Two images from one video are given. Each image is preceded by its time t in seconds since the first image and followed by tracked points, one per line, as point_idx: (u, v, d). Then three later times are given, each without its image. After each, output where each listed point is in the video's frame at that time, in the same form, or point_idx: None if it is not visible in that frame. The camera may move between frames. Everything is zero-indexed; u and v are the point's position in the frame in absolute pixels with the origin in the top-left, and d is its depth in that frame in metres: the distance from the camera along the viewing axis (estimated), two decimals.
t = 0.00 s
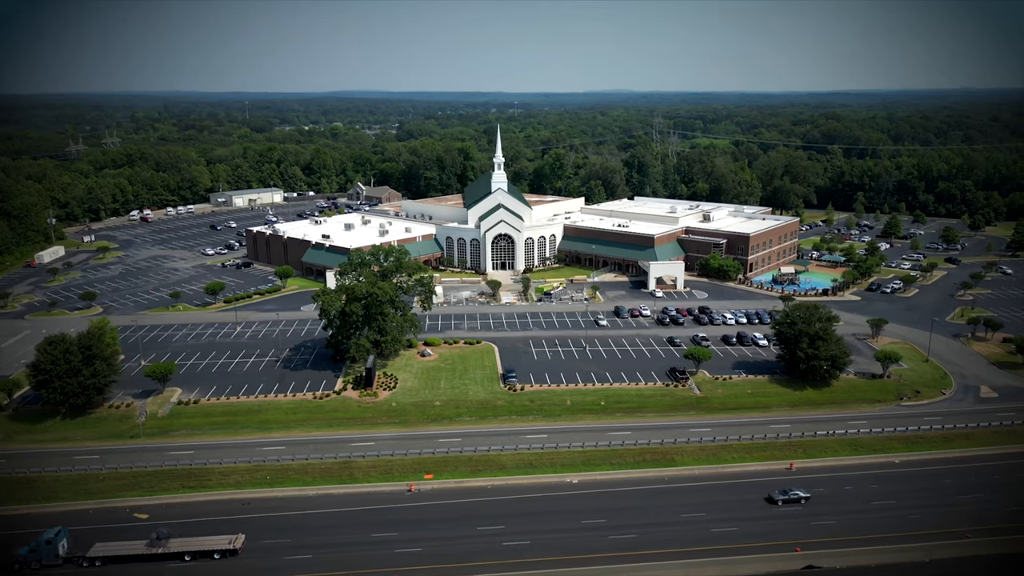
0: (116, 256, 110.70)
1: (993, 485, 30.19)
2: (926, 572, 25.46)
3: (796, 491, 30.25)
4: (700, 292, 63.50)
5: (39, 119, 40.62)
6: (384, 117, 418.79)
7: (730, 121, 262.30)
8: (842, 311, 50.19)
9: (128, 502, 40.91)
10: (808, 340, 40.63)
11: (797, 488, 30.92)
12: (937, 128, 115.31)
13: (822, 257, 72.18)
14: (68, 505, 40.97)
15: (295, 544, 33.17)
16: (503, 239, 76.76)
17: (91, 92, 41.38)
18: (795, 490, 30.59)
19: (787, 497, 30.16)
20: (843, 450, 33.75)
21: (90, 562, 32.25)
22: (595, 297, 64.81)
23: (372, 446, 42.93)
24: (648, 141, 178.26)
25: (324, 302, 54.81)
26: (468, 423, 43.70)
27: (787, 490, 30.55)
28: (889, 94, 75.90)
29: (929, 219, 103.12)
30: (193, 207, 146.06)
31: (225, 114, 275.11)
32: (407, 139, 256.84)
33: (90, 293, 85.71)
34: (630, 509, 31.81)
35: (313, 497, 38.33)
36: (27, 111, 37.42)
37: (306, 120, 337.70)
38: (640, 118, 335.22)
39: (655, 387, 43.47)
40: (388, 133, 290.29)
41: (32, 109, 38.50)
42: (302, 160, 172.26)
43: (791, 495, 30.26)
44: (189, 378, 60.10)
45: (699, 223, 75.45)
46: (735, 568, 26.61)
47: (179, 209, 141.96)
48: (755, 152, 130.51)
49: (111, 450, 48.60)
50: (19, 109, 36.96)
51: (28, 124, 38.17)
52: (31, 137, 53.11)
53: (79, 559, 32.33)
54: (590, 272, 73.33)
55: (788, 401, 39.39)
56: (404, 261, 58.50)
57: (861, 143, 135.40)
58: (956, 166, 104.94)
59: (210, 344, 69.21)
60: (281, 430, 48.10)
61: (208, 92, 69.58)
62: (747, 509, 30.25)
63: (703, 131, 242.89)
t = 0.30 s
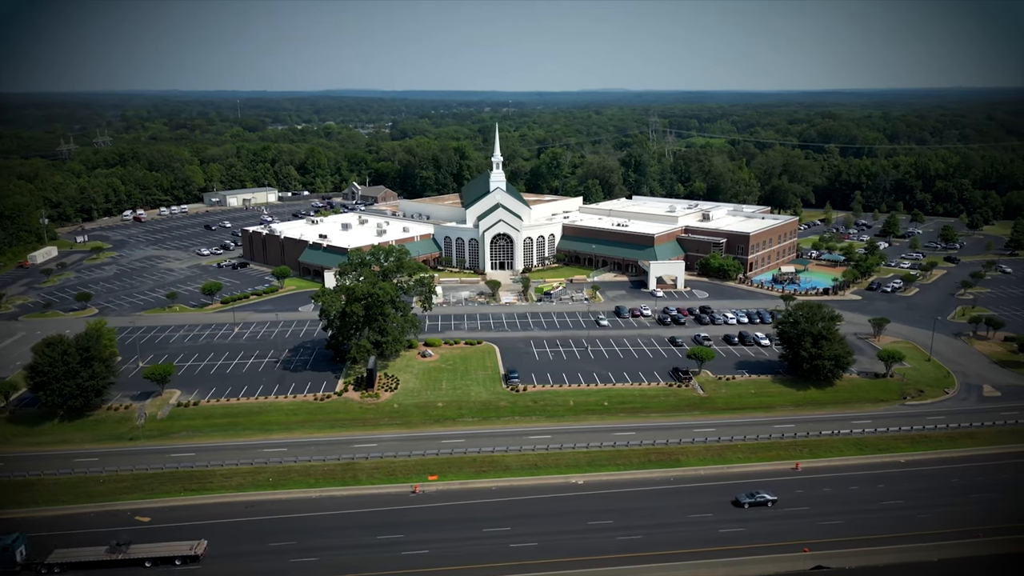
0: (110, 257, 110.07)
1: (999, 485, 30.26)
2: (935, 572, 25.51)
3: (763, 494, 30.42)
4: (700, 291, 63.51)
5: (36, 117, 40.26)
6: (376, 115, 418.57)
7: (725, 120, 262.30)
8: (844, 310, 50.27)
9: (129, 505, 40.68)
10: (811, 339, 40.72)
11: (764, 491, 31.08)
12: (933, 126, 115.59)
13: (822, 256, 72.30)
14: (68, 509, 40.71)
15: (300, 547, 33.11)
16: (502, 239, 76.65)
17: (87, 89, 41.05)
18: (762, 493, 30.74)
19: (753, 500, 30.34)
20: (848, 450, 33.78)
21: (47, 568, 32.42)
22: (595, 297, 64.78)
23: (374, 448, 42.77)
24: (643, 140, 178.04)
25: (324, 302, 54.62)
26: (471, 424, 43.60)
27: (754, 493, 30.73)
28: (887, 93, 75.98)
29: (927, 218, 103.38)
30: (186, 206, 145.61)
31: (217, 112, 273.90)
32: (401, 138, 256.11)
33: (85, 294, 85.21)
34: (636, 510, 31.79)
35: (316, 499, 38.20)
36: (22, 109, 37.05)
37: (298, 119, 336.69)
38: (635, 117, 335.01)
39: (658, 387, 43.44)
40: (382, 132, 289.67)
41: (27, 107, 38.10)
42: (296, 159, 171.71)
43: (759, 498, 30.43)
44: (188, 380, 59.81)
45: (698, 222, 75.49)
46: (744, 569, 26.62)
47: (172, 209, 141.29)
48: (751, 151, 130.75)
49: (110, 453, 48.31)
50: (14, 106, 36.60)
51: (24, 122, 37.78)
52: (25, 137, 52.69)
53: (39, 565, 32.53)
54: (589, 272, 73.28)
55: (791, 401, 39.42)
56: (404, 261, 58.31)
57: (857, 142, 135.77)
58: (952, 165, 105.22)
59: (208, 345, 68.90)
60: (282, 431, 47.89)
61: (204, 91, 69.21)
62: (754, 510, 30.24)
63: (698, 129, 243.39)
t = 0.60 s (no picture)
0: (104, 257, 109.50)
1: (1006, 484, 30.34)
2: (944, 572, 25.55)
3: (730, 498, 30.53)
4: (701, 291, 63.52)
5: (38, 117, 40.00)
6: (368, 114, 417.56)
7: (720, 119, 262.61)
8: (846, 309, 50.37)
9: (130, 508, 40.42)
10: (815, 339, 40.82)
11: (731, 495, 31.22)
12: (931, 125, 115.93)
13: (821, 255, 72.47)
14: (68, 512, 40.45)
15: (305, 550, 33.01)
16: (501, 238, 76.54)
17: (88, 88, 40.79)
18: (729, 496, 30.88)
19: (720, 504, 30.47)
20: (853, 450, 33.82)
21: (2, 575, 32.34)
22: (595, 297, 64.76)
23: (378, 449, 42.62)
24: (639, 139, 178.09)
25: (324, 302, 54.40)
26: (474, 425, 43.50)
27: (721, 497, 30.85)
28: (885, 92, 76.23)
29: (924, 217, 103.68)
30: (180, 206, 145.04)
31: (209, 111, 272.71)
32: (395, 138, 255.50)
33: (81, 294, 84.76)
34: (642, 511, 31.78)
35: (320, 502, 38.04)
36: (25, 108, 36.81)
37: (290, 118, 335.61)
38: (630, 115, 335.79)
39: (661, 387, 43.43)
40: (376, 131, 289.09)
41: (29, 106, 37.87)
42: (290, 158, 171.24)
43: (725, 501, 30.58)
44: (187, 381, 59.52)
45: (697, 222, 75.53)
46: (753, 569, 26.63)
47: (166, 209, 140.65)
48: (748, 150, 130.98)
49: (110, 455, 48.04)
50: (16, 104, 36.30)
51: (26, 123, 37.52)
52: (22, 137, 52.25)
53: None
54: (589, 272, 73.25)
55: (795, 401, 39.44)
56: (405, 261, 58.09)
57: (854, 141, 136.17)
58: (950, 164, 105.53)
59: (207, 347, 68.61)
60: (284, 433, 47.69)
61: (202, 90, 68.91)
62: (762, 510, 30.23)
63: (694, 128, 243.80)
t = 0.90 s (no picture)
0: (98, 258, 108.94)
1: (1012, 484, 30.43)
2: (953, 571, 25.59)
3: (696, 501, 30.92)
4: (701, 291, 63.57)
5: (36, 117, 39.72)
6: (362, 113, 416.51)
7: (715, 118, 262.74)
8: (848, 308, 50.46)
9: (132, 511, 40.18)
10: (818, 338, 40.92)
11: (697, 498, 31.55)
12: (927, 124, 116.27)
13: (820, 255, 72.65)
14: (69, 515, 40.19)
15: (310, 553, 32.88)
16: (500, 238, 76.45)
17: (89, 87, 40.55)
18: (695, 500, 31.22)
19: (685, 507, 30.83)
20: (858, 450, 33.89)
21: None
22: (596, 297, 64.75)
23: (381, 451, 42.50)
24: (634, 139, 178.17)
25: (325, 303, 54.23)
26: (478, 426, 43.45)
27: (686, 501, 31.21)
28: (884, 92, 76.48)
29: (922, 216, 104.00)
30: (174, 206, 144.40)
31: (202, 110, 271.47)
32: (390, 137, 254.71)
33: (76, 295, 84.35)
34: (648, 512, 31.74)
35: (324, 504, 37.89)
36: (26, 107, 36.65)
37: (283, 117, 334.48)
38: (625, 114, 335.80)
39: (664, 388, 43.41)
40: (370, 130, 288.53)
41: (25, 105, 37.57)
42: (285, 158, 170.67)
43: (691, 505, 30.93)
44: (186, 383, 59.24)
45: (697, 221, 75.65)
46: (763, 569, 26.64)
47: (159, 209, 140.03)
48: (744, 149, 131.22)
49: (110, 458, 47.77)
50: (16, 104, 36.12)
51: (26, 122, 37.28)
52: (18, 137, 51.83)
53: None
54: (588, 272, 73.25)
55: (799, 401, 39.48)
56: (406, 261, 57.94)
57: (850, 140, 136.52)
58: (947, 163, 105.91)
59: (205, 348, 68.31)
60: (286, 434, 47.52)
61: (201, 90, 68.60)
62: (769, 511, 30.25)
63: (690, 127, 244.11)
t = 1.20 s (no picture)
0: (92, 258, 108.30)
1: (1017, 483, 30.54)
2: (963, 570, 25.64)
3: (661, 505, 31.13)
4: (702, 290, 63.60)
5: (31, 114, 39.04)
6: (356, 112, 415.50)
7: (711, 117, 262.86)
8: (850, 308, 50.53)
9: (134, 514, 39.97)
10: (822, 338, 41.00)
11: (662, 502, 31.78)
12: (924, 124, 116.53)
13: (820, 254, 72.75)
14: (69, 519, 39.95)
15: (315, 555, 32.75)
16: (499, 238, 76.32)
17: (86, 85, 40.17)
18: (660, 504, 31.48)
19: (650, 511, 31.08)
20: (864, 450, 33.94)
21: None
22: (596, 296, 64.71)
23: (385, 452, 42.35)
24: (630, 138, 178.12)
25: (326, 303, 54.05)
26: (482, 427, 43.35)
27: (652, 505, 31.44)
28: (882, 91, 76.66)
29: (921, 215, 104.21)
30: (168, 206, 143.76)
31: (195, 109, 270.14)
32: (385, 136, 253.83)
33: (72, 296, 83.89)
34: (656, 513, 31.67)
35: (329, 506, 37.75)
36: (23, 105, 36.34)
37: (276, 116, 333.18)
38: (619, 113, 335.78)
39: (668, 388, 43.41)
40: (365, 129, 287.79)
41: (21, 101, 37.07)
42: (280, 157, 170.01)
43: (655, 510, 31.16)
44: (185, 384, 58.97)
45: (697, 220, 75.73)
46: (775, 569, 26.65)
47: (153, 208, 139.38)
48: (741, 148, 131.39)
49: (111, 460, 47.48)
50: (13, 102, 35.77)
51: (22, 120, 36.96)
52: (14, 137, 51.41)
53: None
54: (588, 272, 73.20)
55: (803, 400, 39.52)
56: (407, 261, 57.76)
57: (847, 139, 136.84)
58: (944, 162, 106.29)
59: (204, 349, 68.03)
60: (288, 436, 47.32)
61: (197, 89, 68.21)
62: (777, 511, 30.24)
63: (685, 126, 244.31)
